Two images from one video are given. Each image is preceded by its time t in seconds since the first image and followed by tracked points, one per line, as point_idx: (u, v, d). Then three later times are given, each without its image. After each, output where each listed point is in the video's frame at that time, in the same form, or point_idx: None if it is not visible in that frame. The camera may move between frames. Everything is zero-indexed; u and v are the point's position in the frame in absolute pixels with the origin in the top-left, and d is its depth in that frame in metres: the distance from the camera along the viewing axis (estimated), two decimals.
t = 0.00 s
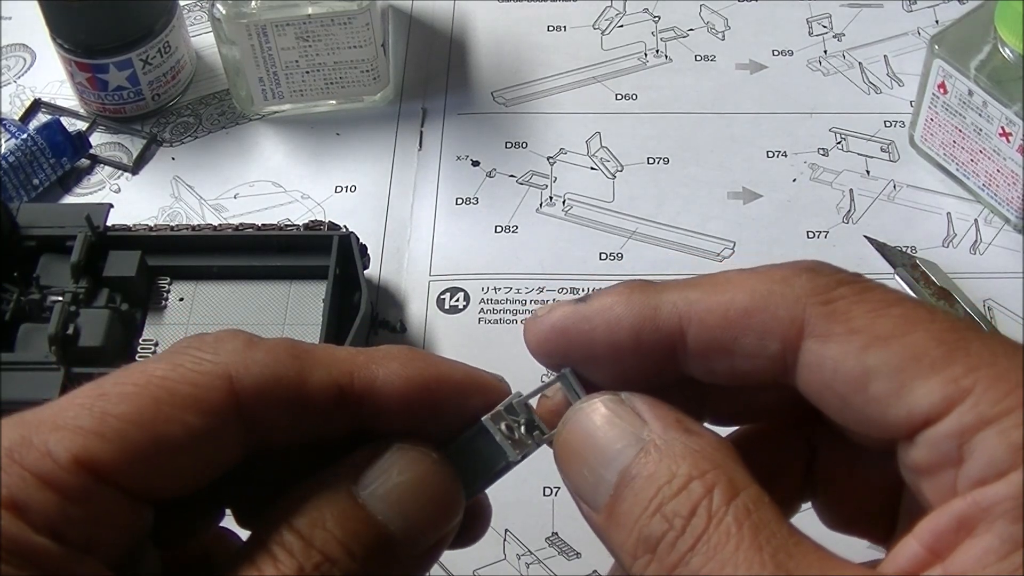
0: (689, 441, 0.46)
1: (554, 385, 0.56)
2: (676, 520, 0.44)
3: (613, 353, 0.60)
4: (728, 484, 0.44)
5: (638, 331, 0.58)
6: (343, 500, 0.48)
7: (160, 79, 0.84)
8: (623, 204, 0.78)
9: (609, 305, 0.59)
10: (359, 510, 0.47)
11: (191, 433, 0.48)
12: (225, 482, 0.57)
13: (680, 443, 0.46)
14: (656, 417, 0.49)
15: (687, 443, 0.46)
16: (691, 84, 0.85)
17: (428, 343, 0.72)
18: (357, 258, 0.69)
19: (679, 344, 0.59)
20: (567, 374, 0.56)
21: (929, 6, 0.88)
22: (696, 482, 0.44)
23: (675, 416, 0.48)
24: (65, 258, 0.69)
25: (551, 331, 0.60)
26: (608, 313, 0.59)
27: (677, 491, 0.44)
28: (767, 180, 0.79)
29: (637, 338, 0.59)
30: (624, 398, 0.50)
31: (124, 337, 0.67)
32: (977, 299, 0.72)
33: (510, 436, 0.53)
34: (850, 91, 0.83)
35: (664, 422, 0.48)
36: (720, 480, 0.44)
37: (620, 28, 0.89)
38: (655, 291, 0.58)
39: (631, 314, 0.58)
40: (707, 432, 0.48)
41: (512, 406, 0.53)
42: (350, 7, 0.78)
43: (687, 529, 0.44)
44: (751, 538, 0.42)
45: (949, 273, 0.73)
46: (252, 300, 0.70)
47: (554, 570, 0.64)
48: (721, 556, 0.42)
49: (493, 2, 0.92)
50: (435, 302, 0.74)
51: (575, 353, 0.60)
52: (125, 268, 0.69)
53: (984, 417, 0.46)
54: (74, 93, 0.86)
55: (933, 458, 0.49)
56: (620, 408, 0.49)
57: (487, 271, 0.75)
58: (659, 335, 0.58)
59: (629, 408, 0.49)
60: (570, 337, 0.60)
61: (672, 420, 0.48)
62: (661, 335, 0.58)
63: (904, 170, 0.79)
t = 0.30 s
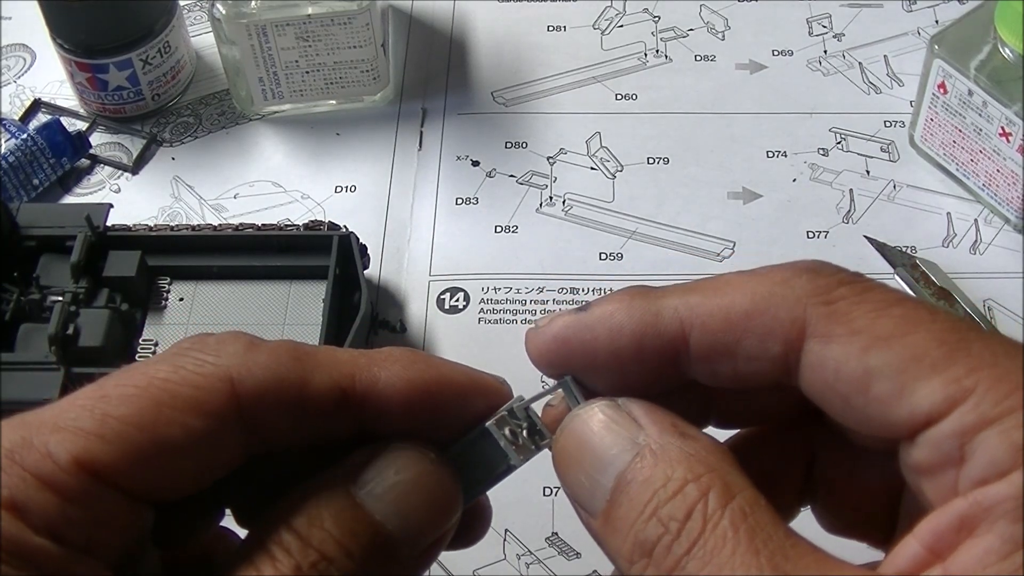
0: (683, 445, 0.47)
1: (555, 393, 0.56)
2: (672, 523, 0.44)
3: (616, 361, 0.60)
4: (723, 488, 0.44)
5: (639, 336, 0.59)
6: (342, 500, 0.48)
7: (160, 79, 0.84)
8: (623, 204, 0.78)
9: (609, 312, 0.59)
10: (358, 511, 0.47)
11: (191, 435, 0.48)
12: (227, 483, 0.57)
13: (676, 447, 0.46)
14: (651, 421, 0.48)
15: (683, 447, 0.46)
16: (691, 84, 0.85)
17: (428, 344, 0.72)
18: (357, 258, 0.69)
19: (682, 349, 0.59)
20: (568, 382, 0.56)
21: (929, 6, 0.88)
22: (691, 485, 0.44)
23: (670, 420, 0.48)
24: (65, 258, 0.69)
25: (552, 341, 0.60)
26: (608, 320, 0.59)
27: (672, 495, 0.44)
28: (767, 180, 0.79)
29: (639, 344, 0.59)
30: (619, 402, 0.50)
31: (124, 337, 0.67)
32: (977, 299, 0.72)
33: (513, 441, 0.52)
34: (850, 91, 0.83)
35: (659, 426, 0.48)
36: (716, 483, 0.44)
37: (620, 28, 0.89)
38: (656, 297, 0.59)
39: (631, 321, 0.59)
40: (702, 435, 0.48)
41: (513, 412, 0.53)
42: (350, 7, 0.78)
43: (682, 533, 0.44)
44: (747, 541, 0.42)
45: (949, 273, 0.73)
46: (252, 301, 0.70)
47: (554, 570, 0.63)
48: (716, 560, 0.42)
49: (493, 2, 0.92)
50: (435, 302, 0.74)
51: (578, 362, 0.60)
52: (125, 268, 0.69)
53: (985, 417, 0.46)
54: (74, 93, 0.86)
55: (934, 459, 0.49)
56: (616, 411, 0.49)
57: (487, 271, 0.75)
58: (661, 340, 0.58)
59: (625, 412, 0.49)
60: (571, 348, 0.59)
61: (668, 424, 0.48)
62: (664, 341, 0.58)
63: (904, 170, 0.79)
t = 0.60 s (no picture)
0: (688, 446, 0.47)
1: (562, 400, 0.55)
2: (673, 522, 0.44)
3: (620, 362, 0.60)
4: (725, 487, 0.44)
5: (643, 336, 0.59)
6: (342, 499, 0.48)
7: (160, 79, 0.84)
8: (623, 204, 0.78)
9: (614, 312, 0.59)
10: (358, 510, 0.48)
11: (198, 438, 0.48)
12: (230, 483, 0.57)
13: (679, 448, 0.46)
14: (657, 423, 0.49)
15: (686, 447, 0.46)
16: (691, 84, 0.85)
17: (428, 344, 0.72)
18: (356, 258, 0.69)
19: (685, 348, 0.59)
20: (573, 386, 0.55)
21: (929, 6, 0.88)
22: (694, 483, 0.44)
23: (675, 421, 0.49)
24: (65, 258, 0.69)
25: (557, 341, 0.60)
26: (612, 320, 0.59)
27: (673, 494, 0.44)
28: (767, 180, 0.79)
29: (642, 344, 0.59)
30: (628, 406, 0.50)
31: (124, 337, 0.67)
32: (977, 299, 0.72)
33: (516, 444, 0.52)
34: (850, 91, 0.83)
35: (664, 428, 0.48)
36: (717, 482, 0.44)
37: (620, 28, 0.89)
38: (659, 296, 0.59)
39: (635, 321, 0.59)
40: (706, 436, 0.48)
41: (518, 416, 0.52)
42: (350, 7, 0.77)
43: (683, 531, 0.44)
44: (750, 539, 0.42)
45: (949, 273, 0.73)
46: (252, 301, 0.70)
47: (554, 570, 0.63)
48: (717, 559, 0.42)
49: (493, 2, 0.92)
50: (435, 302, 0.74)
51: (583, 361, 0.60)
52: (125, 268, 0.69)
53: (987, 414, 0.46)
54: (74, 93, 0.86)
55: (936, 456, 0.49)
56: (622, 413, 0.49)
57: (487, 271, 0.75)
58: (665, 340, 0.59)
59: (631, 415, 0.49)
60: (575, 348, 0.60)
61: (672, 426, 0.48)
62: (667, 341, 0.59)
63: (904, 170, 0.79)
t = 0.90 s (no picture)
0: (689, 446, 0.46)
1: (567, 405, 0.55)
2: (672, 522, 0.44)
3: (624, 362, 0.60)
4: (724, 487, 0.44)
5: (647, 337, 0.59)
6: (345, 500, 0.48)
7: (160, 79, 0.84)
8: (623, 204, 0.78)
9: (619, 311, 0.59)
10: (361, 511, 0.48)
11: (203, 438, 0.48)
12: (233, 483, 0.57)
13: (679, 448, 0.46)
14: (658, 423, 0.48)
15: (686, 448, 0.46)
16: (691, 84, 0.85)
17: (428, 344, 0.72)
18: (357, 257, 0.69)
19: (688, 348, 0.59)
20: (576, 390, 0.56)
21: (929, 6, 0.88)
22: (692, 484, 0.44)
23: (675, 421, 0.48)
24: (66, 258, 0.69)
25: (562, 342, 0.60)
26: (617, 320, 0.59)
27: (672, 494, 0.44)
28: (767, 180, 0.79)
29: (646, 344, 0.59)
30: (629, 406, 0.50)
31: (124, 337, 0.67)
32: (977, 299, 0.72)
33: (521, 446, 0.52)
34: (850, 91, 0.83)
35: (664, 428, 0.48)
36: (716, 482, 0.44)
37: (620, 28, 0.89)
38: (663, 297, 0.59)
39: (640, 321, 0.59)
40: (707, 437, 0.48)
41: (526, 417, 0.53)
42: (350, 7, 0.77)
43: (682, 531, 0.44)
44: (748, 539, 0.42)
45: (949, 273, 0.73)
46: (252, 300, 0.70)
47: (554, 570, 0.63)
48: (716, 559, 0.42)
49: (493, 2, 0.92)
50: (435, 302, 0.74)
51: (588, 361, 0.60)
52: (125, 268, 0.69)
53: (987, 411, 0.46)
54: (74, 93, 0.86)
55: (935, 453, 0.49)
56: (623, 414, 0.49)
57: (487, 271, 0.75)
58: (668, 339, 0.59)
59: (632, 415, 0.49)
60: (580, 348, 0.60)
61: (673, 426, 0.48)
62: (671, 340, 0.59)
63: (904, 170, 0.79)
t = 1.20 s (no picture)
0: (687, 448, 0.46)
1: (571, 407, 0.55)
2: (669, 523, 0.44)
3: (628, 361, 0.60)
4: (721, 488, 0.44)
5: (651, 336, 0.59)
6: (346, 501, 0.48)
7: (160, 80, 0.84)
8: (623, 204, 0.78)
9: (622, 311, 0.59)
10: (362, 512, 0.47)
11: (206, 438, 0.48)
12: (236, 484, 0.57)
13: (678, 449, 0.46)
14: (658, 424, 0.48)
15: (685, 450, 0.46)
16: (690, 84, 0.85)
17: (428, 344, 0.72)
18: (357, 258, 0.69)
19: (692, 347, 0.59)
20: (580, 391, 0.55)
21: (930, 6, 0.88)
22: (689, 486, 0.44)
23: (674, 422, 0.48)
24: (66, 258, 0.69)
25: (566, 344, 0.60)
26: (621, 320, 0.59)
27: (670, 495, 0.45)
28: (767, 180, 0.79)
29: (649, 344, 0.59)
30: (628, 408, 0.50)
31: (124, 337, 0.67)
32: (977, 299, 0.72)
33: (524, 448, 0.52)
34: (850, 91, 0.83)
35: (664, 429, 0.48)
36: (712, 484, 0.44)
37: (620, 28, 0.89)
38: (666, 296, 0.59)
39: (643, 321, 0.59)
40: (705, 439, 0.48)
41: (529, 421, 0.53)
42: (350, 7, 0.77)
43: (679, 532, 0.44)
44: (745, 541, 0.42)
45: (949, 273, 0.73)
46: (252, 301, 0.70)
47: (554, 570, 0.63)
48: (713, 560, 0.42)
49: (493, 1, 0.92)
50: (435, 302, 0.74)
51: (593, 361, 0.60)
52: (125, 268, 0.69)
53: (987, 409, 0.46)
54: (74, 93, 0.86)
55: (935, 451, 0.49)
56: (622, 414, 0.49)
57: (487, 271, 0.75)
58: (672, 339, 0.59)
59: (631, 416, 0.49)
60: (583, 349, 0.60)
61: (672, 427, 0.48)
62: (675, 339, 0.59)
63: (904, 170, 0.79)
